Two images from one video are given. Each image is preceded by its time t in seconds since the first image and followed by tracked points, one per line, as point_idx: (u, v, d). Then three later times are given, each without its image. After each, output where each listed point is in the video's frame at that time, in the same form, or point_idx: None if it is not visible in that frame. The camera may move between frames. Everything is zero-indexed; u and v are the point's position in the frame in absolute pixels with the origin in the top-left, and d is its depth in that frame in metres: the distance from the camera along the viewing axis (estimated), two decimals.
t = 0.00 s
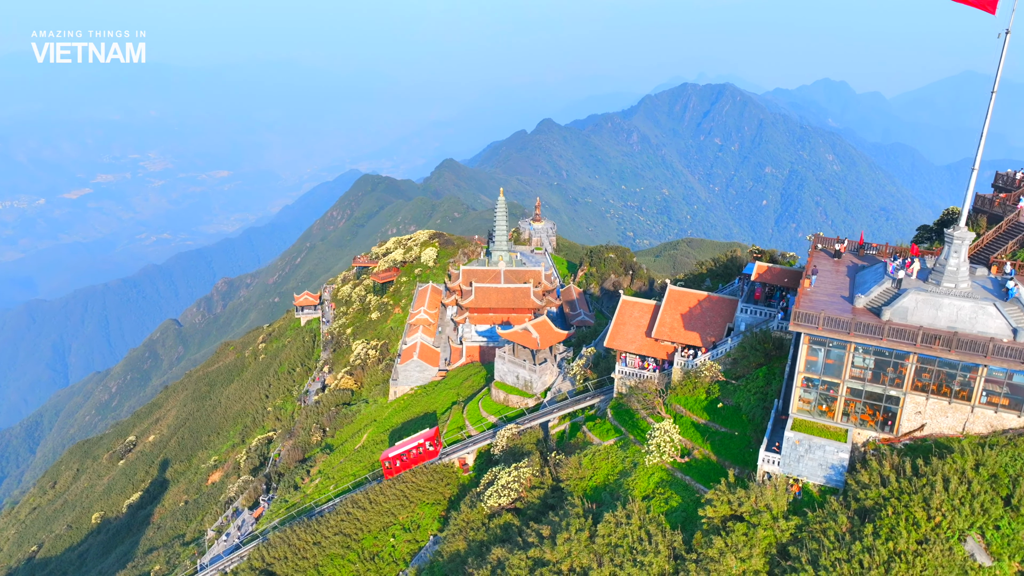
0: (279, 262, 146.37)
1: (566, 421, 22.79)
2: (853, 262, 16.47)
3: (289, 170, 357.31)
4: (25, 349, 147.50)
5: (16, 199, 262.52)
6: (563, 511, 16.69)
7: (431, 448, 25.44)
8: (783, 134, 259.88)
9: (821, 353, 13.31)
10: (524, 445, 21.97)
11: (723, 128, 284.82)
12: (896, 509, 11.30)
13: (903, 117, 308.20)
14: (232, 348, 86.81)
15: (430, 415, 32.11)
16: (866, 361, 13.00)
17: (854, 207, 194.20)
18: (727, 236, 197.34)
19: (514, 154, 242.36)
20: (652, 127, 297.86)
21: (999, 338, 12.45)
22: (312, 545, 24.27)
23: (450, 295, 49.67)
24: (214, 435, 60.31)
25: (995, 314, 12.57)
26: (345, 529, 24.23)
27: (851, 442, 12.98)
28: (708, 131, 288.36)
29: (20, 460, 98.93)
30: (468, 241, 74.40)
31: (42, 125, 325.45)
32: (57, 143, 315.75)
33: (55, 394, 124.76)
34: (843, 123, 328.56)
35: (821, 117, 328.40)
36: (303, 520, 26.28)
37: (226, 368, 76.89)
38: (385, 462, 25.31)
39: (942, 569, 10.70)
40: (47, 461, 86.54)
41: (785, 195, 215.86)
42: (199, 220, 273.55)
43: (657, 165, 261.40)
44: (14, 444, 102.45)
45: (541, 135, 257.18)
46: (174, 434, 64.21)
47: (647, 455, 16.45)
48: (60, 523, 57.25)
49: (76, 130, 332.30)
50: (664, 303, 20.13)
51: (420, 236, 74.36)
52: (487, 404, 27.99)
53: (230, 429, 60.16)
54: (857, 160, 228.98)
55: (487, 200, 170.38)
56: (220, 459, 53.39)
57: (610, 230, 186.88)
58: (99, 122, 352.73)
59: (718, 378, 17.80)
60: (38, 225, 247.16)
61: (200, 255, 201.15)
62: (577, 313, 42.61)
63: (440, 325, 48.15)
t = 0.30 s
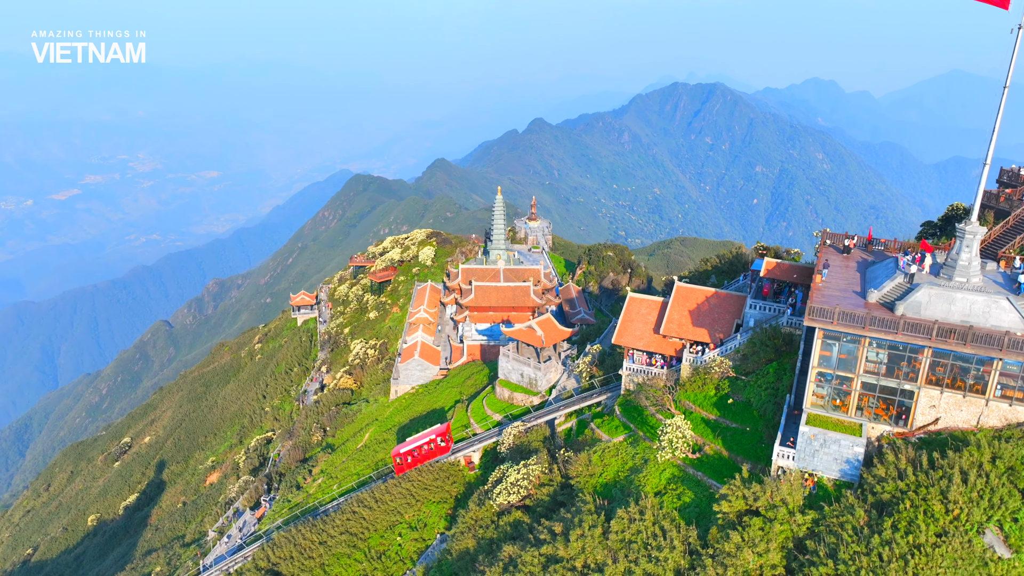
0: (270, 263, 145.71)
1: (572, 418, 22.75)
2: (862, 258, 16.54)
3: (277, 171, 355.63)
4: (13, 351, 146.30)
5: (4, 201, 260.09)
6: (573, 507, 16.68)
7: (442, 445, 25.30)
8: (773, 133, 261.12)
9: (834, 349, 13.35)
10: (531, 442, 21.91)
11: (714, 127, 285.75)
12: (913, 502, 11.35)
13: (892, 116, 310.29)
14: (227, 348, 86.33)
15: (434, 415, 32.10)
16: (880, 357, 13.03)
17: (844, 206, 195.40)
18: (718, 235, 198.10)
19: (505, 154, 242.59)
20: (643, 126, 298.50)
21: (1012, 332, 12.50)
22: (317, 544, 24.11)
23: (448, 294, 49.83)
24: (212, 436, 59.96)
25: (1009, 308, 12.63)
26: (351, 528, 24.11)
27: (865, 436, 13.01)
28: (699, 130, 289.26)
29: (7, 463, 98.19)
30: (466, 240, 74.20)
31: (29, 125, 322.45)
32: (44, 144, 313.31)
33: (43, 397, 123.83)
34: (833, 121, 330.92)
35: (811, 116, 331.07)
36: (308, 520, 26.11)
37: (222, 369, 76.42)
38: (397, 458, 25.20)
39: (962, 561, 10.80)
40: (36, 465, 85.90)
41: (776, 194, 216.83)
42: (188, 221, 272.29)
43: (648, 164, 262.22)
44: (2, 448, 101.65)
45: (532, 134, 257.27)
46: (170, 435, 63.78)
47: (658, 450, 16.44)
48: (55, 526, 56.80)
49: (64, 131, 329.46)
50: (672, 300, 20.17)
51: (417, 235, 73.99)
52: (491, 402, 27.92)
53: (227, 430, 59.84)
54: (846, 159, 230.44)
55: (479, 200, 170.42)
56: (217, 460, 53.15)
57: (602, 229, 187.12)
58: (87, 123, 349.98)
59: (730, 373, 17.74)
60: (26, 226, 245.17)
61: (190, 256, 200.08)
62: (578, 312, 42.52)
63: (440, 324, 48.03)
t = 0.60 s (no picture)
0: (260, 263, 144.90)
1: (578, 416, 22.72)
2: (869, 254, 16.61)
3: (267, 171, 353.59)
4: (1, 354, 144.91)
5: None
6: (584, 504, 16.65)
7: (453, 440, 25.38)
8: (763, 132, 262.30)
9: (848, 344, 13.38)
10: (537, 440, 21.85)
11: (704, 126, 286.63)
12: (930, 495, 11.42)
13: (880, 114, 312.34)
14: (220, 349, 85.73)
15: (438, 413, 32.05)
16: (894, 351, 13.07)
17: (833, 204, 196.67)
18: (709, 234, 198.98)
19: (496, 153, 242.53)
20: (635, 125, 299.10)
21: None
22: (322, 544, 23.97)
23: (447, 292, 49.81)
24: (208, 437, 59.51)
25: (1020, 302, 12.70)
26: (357, 527, 23.99)
27: (879, 430, 13.07)
28: (690, 129, 290.06)
29: None
30: (463, 239, 74.04)
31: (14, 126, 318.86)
32: (31, 145, 310.18)
33: (31, 400, 122.75)
34: (822, 120, 332.63)
35: (800, 115, 332.72)
36: (312, 519, 25.96)
37: (216, 370, 75.84)
38: (407, 454, 25.11)
39: (981, 553, 10.86)
40: (22, 469, 85.14)
41: (766, 192, 217.80)
42: (177, 222, 270.66)
43: (639, 163, 262.81)
44: None
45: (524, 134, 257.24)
46: (165, 436, 63.33)
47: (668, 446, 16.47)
48: (50, 528, 56.27)
49: (50, 132, 326.00)
50: (679, 297, 20.18)
51: (414, 234, 73.64)
52: (495, 400, 27.89)
53: (224, 431, 59.46)
54: (835, 157, 231.93)
55: (469, 199, 170.37)
56: (214, 461, 52.83)
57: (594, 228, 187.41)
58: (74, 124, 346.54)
59: (739, 369, 17.77)
60: (13, 228, 242.69)
61: (180, 257, 198.65)
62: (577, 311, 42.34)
63: (439, 323, 47.93)
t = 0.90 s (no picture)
0: (251, 264, 143.98)
1: (583, 413, 22.67)
2: (877, 249, 16.68)
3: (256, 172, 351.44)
4: None
5: None
6: (595, 501, 16.60)
7: (464, 434, 25.01)
8: (753, 131, 263.54)
9: (861, 339, 13.42)
10: (543, 438, 21.78)
11: (693, 126, 287.81)
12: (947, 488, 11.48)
13: (868, 113, 314.70)
14: (214, 351, 85.11)
15: (440, 412, 31.91)
16: (906, 345, 13.12)
17: (822, 203, 197.99)
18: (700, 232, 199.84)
19: (487, 153, 242.40)
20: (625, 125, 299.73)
21: None
22: (327, 544, 23.86)
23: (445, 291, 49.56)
24: (203, 438, 59.08)
25: None
26: (362, 526, 23.91)
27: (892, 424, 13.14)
28: (680, 128, 291.14)
29: None
30: (460, 238, 73.84)
31: None
32: (17, 147, 306.83)
33: (19, 403, 121.63)
34: (811, 119, 334.69)
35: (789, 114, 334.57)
36: (316, 519, 25.82)
37: (211, 372, 75.21)
38: (418, 450, 24.98)
39: (997, 544, 10.99)
40: (9, 474, 84.23)
41: (755, 191, 218.84)
42: (166, 223, 268.84)
43: (630, 163, 263.43)
44: None
45: (514, 134, 257.11)
46: (160, 437, 62.85)
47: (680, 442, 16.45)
48: (44, 531, 55.77)
49: (36, 132, 322.42)
50: (686, 294, 20.20)
51: (410, 233, 73.18)
52: (499, 398, 27.85)
53: (220, 431, 59.04)
54: (824, 156, 233.57)
55: (460, 199, 170.32)
56: (210, 463, 52.50)
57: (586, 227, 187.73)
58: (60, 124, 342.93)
59: (748, 365, 17.79)
60: None
61: (169, 258, 197.11)
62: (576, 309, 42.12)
63: (438, 322, 47.79)
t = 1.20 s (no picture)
0: (242, 265, 143.16)
1: (590, 410, 22.66)
2: (886, 245, 16.74)
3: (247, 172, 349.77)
4: None
5: None
6: (606, 497, 16.57)
7: (476, 430, 25.19)
8: (744, 130, 264.58)
9: (874, 334, 13.45)
10: (551, 435, 21.75)
11: (685, 125, 288.55)
12: (964, 482, 11.53)
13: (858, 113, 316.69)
14: (208, 352, 84.60)
15: (444, 411, 31.83)
16: (919, 339, 13.15)
17: (813, 201, 198.98)
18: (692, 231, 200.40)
19: (479, 153, 242.22)
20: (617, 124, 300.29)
21: None
22: (333, 543, 23.74)
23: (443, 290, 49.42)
24: (200, 439, 58.68)
25: None
26: (369, 525, 23.82)
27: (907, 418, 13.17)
28: (671, 128, 291.87)
29: None
30: (458, 237, 73.56)
31: None
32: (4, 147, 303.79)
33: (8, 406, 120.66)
34: (801, 119, 336.51)
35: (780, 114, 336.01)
36: (320, 519, 25.68)
37: (206, 372, 74.77)
38: (428, 446, 24.98)
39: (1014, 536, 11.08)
40: None
41: (746, 189, 219.70)
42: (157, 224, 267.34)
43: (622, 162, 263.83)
44: None
45: (506, 134, 256.99)
46: (156, 438, 62.40)
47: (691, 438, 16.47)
48: (38, 534, 55.25)
49: (23, 133, 319.35)
50: (693, 290, 20.20)
51: (408, 233, 72.86)
52: (503, 396, 27.86)
53: (217, 432, 58.67)
54: (815, 155, 234.86)
55: (452, 199, 170.19)
56: (208, 464, 52.13)
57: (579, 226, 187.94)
58: (48, 125, 339.70)
59: (757, 361, 17.82)
60: None
61: (159, 258, 195.72)
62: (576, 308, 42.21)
63: (439, 321, 47.69)
